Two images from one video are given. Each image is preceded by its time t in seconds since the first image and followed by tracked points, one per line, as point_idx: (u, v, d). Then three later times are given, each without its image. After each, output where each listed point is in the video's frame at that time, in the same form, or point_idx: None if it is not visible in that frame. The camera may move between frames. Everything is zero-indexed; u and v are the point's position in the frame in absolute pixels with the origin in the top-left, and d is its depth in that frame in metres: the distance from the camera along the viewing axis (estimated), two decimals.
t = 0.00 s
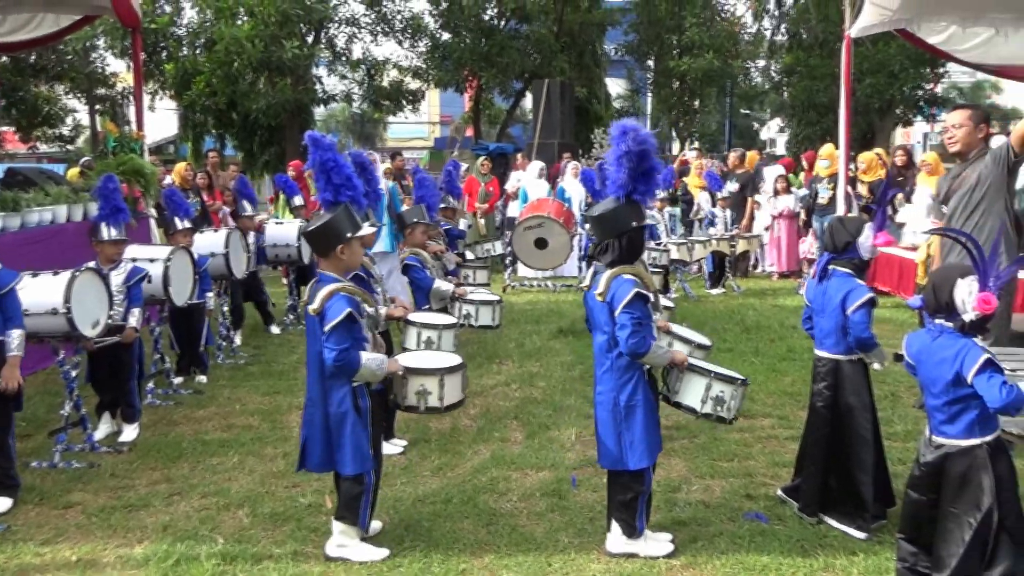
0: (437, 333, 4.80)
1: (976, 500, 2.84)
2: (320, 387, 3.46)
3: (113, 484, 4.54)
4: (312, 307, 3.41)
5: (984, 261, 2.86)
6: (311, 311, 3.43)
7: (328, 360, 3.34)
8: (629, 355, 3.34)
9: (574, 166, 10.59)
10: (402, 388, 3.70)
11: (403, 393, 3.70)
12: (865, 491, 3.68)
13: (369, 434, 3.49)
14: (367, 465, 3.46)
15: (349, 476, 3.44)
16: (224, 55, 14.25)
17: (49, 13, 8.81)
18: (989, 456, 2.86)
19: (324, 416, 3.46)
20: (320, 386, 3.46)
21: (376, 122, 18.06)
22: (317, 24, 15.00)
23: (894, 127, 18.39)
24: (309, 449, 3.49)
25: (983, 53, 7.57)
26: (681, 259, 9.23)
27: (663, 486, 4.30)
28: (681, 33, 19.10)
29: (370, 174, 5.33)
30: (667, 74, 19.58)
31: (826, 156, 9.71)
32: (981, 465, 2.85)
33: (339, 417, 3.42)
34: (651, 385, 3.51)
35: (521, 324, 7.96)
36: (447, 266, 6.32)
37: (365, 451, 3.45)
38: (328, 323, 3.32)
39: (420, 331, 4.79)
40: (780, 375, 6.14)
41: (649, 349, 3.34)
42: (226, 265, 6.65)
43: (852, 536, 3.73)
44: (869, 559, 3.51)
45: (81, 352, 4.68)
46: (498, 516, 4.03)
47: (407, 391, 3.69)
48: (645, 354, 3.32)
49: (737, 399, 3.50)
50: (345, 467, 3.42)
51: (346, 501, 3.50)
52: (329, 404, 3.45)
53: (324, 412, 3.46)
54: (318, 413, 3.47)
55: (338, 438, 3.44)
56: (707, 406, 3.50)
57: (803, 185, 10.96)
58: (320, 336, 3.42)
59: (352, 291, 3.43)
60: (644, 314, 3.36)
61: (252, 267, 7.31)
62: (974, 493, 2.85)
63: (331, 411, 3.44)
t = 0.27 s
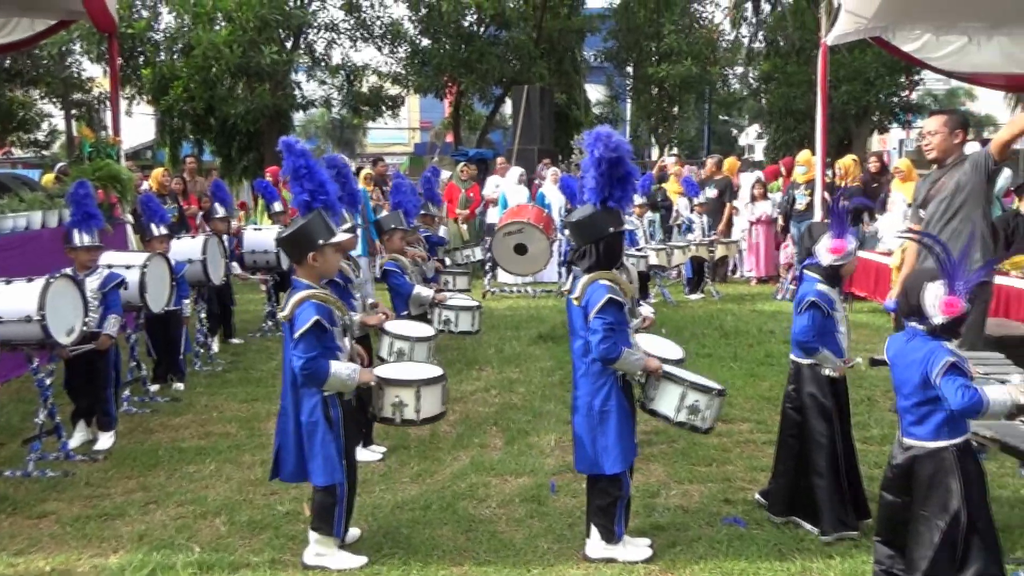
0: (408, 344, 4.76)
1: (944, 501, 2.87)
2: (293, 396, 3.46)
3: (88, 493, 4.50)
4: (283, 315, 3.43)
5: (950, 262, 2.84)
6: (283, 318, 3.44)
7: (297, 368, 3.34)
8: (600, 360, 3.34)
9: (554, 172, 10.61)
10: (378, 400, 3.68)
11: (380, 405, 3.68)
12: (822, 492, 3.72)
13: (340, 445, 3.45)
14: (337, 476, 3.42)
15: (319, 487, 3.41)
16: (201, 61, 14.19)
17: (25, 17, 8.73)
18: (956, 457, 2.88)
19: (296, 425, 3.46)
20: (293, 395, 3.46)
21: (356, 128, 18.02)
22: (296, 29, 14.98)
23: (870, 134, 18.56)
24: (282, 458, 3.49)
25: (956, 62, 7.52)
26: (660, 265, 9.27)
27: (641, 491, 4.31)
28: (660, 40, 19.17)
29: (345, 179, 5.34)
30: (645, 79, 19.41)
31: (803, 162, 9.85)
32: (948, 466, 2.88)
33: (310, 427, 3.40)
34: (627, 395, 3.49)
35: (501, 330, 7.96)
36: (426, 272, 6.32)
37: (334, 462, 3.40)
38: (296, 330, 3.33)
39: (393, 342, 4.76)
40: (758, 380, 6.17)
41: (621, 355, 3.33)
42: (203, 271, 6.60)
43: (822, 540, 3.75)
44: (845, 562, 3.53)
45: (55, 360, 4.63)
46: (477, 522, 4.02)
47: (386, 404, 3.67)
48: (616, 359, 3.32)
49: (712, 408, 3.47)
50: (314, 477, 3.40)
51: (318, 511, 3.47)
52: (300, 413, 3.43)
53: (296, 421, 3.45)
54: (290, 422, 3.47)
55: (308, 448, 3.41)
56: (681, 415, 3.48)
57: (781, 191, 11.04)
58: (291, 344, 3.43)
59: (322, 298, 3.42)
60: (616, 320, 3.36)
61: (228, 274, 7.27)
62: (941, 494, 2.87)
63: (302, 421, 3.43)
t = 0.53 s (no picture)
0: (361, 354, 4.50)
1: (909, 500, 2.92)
2: (272, 404, 3.45)
3: (64, 501, 4.45)
4: (259, 324, 3.44)
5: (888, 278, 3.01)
6: (260, 327, 3.46)
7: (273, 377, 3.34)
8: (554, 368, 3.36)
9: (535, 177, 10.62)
10: (361, 405, 3.67)
11: (362, 409, 3.66)
12: (777, 490, 3.77)
13: (318, 454, 3.43)
14: (316, 484, 3.39)
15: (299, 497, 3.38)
16: (180, 65, 14.13)
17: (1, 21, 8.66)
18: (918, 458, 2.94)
19: (275, 433, 3.43)
20: (272, 403, 3.45)
21: (336, 133, 17.96)
22: (275, 34, 14.91)
23: (847, 140, 18.72)
24: (262, 469, 3.46)
25: (931, 68, 7.76)
26: (640, 269, 9.31)
27: (621, 495, 4.32)
28: (639, 46, 19.24)
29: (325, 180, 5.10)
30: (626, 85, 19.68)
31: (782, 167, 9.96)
32: (910, 466, 2.94)
33: (288, 435, 3.39)
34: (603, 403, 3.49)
35: (481, 335, 7.95)
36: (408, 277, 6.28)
37: (312, 470, 3.38)
38: (270, 339, 3.34)
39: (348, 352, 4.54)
40: (737, 383, 6.21)
41: (573, 364, 3.32)
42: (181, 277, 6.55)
43: (774, 539, 3.79)
44: (823, 563, 3.56)
45: (31, 367, 4.58)
46: (457, 528, 4.02)
47: (368, 407, 3.66)
48: (568, 369, 3.32)
49: (675, 428, 3.37)
50: (295, 490, 3.35)
51: (296, 519, 3.46)
52: (279, 421, 3.42)
53: (276, 430, 3.43)
54: (270, 431, 3.45)
55: (287, 456, 3.39)
56: (644, 432, 3.41)
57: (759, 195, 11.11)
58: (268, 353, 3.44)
59: (298, 306, 3.41)
60: (572, 329, 3.39)
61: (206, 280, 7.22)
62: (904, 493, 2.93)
63: (280, 429, 3.41)
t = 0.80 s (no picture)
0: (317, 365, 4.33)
1: (895, 504, 2.94)
2: (257, 404, 3.45)
3: (43, 508, 4.41)
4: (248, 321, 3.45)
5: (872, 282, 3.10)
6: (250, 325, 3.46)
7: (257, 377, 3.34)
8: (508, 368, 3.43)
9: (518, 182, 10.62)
10: (344, 412, 3.65)
11: (344, 416, 3.65)
12: (747, 490, 3.84)
13: (299, 456, 3.41)
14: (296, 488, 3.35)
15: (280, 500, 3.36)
16: (161, 69, 14.03)
17: None
18: (902, 460, 2.97)
19: (259, 434, 3.42)
20: (257, 403, 3.45)
21: (318, 137, 17.89)
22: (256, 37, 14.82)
23: (828, 144, 18.81)
24: (247, 473, 3.47)
25: (912, 72, 7.93)
26: (622, 273, 9.34)
27: (603, 498, 4.33)
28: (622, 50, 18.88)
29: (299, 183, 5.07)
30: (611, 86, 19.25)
31: (762, 170, 10.02)
32: (894, 468, 2.97)
33: (269, 437, 3.38)
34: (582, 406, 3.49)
35: (464, 339, 7.94)
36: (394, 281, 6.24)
37: (292, 474, 3.35)
38: (255, 337, 3.34)
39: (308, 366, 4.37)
40: (719, 386, 6.24)
41: (519, 364, 3.38)
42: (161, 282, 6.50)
43: (730, 534, 3.91)
44: (805, 564, 3.58)
45: (9, 373, 4.53)
46: (441, 532, 4.01)
47: (350, 415, 3.63)
48: (515, 369, 3.39)
49: (624, 437, 3.16)
50: (273, 491, 3.33)
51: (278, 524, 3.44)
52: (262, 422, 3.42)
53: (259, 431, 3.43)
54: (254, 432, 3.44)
55: (268, 459, 3.38)
56: (596, 440, 3.25)
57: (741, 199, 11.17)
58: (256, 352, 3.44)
59: (285, 306, 3.41)
60: (528, 330, 3.42)
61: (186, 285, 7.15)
62: (890, 496, 2.95)
63: (264, 430, 3.41)
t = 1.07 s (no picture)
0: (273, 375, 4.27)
1: (864, 500, 2.96)
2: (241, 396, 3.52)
3: (21, 516, 4.36)
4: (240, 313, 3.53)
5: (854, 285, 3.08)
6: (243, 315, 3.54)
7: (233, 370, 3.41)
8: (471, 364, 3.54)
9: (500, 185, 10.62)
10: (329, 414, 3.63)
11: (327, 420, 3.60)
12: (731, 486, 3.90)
13: (270, 455, 3.44)
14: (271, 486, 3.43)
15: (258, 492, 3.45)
16: (140, 72, 13.93)
17: None
18: (872, 457, 2.99)
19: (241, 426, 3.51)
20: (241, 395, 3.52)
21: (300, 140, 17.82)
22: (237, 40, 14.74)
23: (809, 146, 18.92)
24: (227, 462, 3.53)
25: (889, 76, 8.01)
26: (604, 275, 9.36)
27: (586, 500, 4.34)
28: (603, 53, 19.12)
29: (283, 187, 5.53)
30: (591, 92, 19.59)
31: (744, 173, 10.08)
32: (865, 466, 2.99)
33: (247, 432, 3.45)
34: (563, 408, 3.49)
35: (446, 342, 7.93)
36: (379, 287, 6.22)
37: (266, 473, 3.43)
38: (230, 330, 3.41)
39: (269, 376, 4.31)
40: (702, 387, 6.26)
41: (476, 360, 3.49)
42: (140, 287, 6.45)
43: (713, 532, 3.96)
44: (785, 564, 3.59)
45: None
46: (424, 536, 4.00)
47: (326, 433, 3.31)
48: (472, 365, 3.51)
49: (551, 446, 3.13)
50: (246, 483, 3.41)
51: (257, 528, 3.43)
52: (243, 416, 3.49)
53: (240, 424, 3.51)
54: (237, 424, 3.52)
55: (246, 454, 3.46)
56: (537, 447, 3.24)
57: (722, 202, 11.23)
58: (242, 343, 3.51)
59: (269, 305, 3.42)
60: (487, 328, 3.50)
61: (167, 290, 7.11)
62: (860, 493, 2.97)
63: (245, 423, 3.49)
